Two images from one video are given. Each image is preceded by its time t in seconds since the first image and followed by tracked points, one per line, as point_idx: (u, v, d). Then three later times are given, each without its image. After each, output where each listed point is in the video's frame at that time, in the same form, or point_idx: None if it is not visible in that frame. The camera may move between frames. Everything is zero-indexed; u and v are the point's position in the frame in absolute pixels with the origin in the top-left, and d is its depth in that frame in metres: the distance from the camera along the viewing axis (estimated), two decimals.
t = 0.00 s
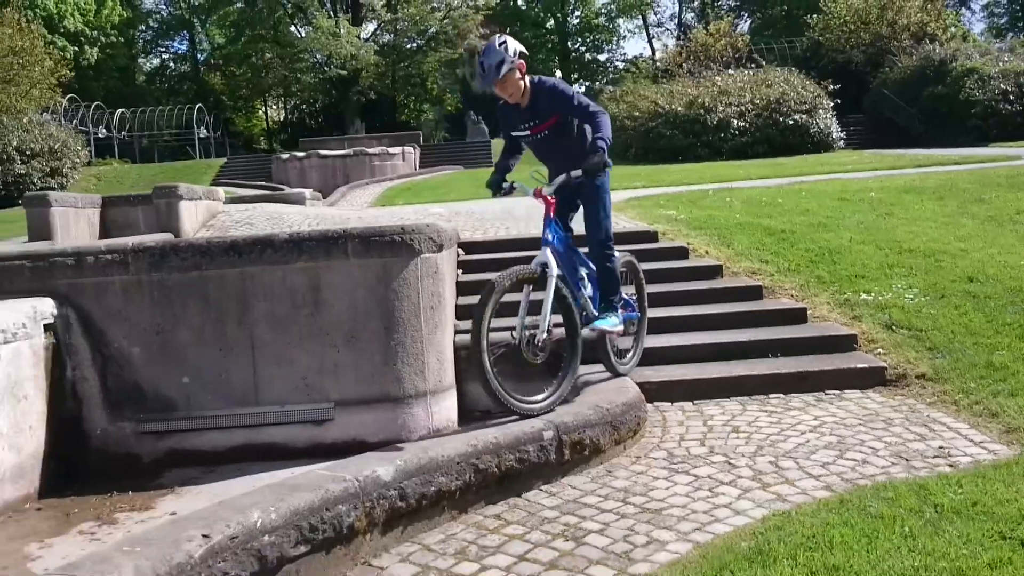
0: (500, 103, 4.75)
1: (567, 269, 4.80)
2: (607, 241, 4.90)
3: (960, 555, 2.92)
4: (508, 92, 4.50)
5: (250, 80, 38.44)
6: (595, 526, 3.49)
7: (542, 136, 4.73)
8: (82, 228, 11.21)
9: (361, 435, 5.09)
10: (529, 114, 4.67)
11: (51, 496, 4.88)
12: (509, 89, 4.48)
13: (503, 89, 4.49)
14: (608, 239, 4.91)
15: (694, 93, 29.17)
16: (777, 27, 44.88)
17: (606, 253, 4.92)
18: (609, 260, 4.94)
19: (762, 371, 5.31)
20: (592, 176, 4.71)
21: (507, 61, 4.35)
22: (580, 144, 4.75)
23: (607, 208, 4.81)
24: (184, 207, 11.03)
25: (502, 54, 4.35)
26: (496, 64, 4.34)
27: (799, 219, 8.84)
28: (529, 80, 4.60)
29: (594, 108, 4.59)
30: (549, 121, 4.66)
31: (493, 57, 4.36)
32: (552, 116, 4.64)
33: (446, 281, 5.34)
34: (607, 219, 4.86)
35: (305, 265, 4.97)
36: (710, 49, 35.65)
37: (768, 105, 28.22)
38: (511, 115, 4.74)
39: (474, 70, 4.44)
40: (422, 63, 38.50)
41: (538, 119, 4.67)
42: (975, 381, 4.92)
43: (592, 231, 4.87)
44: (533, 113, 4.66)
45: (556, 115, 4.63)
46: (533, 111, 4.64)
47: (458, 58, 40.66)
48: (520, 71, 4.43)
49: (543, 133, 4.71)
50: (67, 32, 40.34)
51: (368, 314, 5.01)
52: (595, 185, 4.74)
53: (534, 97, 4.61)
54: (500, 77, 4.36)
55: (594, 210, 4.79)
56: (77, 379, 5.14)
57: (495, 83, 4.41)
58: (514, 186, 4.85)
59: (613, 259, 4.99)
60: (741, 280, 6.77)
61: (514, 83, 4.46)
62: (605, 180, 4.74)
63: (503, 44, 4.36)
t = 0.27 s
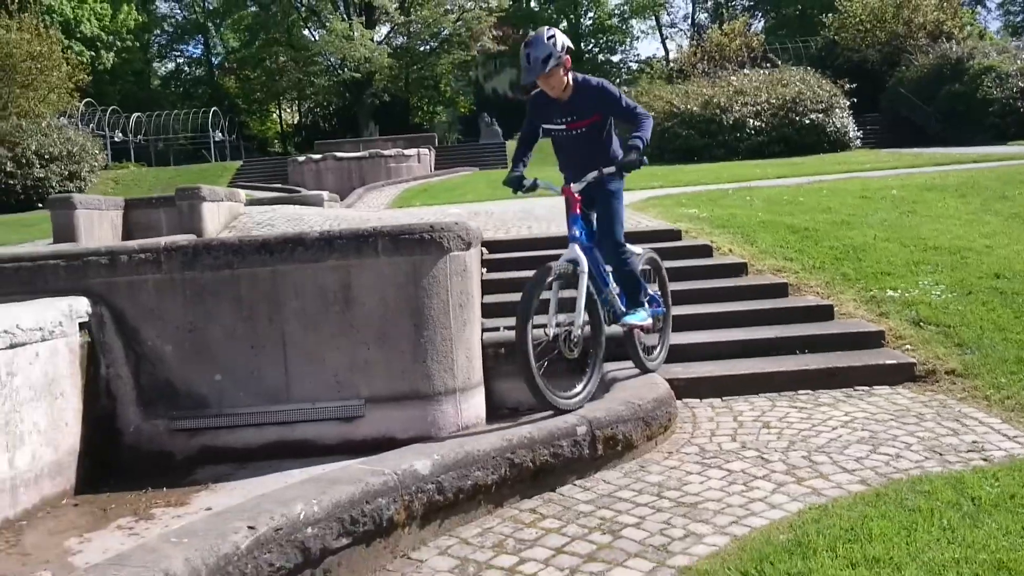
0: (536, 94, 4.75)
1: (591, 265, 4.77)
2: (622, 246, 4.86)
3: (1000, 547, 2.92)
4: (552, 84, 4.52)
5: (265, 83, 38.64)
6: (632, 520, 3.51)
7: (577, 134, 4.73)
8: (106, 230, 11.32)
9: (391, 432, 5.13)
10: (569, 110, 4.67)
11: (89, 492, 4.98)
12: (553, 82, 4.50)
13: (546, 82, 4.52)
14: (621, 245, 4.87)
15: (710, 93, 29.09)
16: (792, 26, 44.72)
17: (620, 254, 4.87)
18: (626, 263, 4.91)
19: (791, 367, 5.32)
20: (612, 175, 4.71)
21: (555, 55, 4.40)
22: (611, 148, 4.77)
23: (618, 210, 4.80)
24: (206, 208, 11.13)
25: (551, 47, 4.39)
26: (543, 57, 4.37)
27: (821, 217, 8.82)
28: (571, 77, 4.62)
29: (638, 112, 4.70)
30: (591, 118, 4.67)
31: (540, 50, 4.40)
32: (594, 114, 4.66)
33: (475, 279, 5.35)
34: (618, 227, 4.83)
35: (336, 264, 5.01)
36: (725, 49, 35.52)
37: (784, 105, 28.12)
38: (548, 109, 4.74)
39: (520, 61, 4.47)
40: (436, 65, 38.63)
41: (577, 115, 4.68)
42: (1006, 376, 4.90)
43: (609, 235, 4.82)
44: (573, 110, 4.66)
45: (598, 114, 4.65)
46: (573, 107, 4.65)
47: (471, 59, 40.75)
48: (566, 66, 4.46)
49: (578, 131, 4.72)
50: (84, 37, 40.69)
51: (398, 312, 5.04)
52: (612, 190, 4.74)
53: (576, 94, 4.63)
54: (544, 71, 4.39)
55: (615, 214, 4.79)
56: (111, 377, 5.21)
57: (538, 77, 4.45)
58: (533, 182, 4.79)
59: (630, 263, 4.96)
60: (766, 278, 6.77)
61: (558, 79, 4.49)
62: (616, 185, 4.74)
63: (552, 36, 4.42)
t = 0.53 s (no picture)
0: (534, 75, 4.79)
1: (591, 262, 4.84)
2: (626, 241, 4.77)
3: (1012, 538, 2.92)
4: (548, 67, 4.55)
5: (278, 84, 38.82)
6: (645, 511, 3.55)
7: (574, 115, 4.76)
8: (122, 229, 11.43)
9: (406, 427, 5.18)
10: (566, 92, 4.70)
11: (109, 486, 5.05)
12: (550, 64, 4.52)
13: (543, 66, 4.55)
14: (628, 240, 4.79)
15: (722, 92, 29.04)
16: (805, 25, 44.53)
17: (626, 253, 4.78)
18: (630, 260, 4.80)
19: (804, 363, 5.33)
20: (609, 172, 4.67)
21: (552, 36, 4.37)
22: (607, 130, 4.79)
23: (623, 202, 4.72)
24: (221, 208, 11.22)
25: (547, 29, 4.36)
26: (540, 38, 4.33)
27: (834, 214, 8.82)
28: (569, 59, 4.65)
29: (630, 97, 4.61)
30: (584, 100, 4.70)
31: (537, 32, 4.35)
32: (587, 95, 4.69)
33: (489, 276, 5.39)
34: (625, 215, 4.74)
35: (352, 260, 5.07)
36: (738, 48, 35.41)
37: (797, 103, 28.03)
38: (544, 92, 4.79)
39: (516, 44, 4.41)
40: (447, 66, 38.78)
41: (572, 97, 4.71)
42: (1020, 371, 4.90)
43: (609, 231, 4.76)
44: (569, 91, 4.70)
45: (592, 96, 4.68)
46: (569, 89, 4.69)
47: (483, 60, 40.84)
48: (564, 46, 4.47)
49: (574, 112, 4.75)
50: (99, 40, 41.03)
51: (414, 308, 5.09)
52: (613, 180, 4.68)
53: (570, 77, 4.66)
54: (541, 53, 4.36)
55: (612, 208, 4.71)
56: (130, 373, 5.28)
57: (536, 59, 4.41)
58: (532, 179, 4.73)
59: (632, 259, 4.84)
60: (779, 274, 6.78)
61: (556, 60, 4.52)
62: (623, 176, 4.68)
63: (547, 17, 4.37)
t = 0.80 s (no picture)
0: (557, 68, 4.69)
1: (602, 259, 4.78)
2: (630, 226, 4.62)
3: None
4: (581, 61, 4.46)
5: (293, 81, 38.90)
6: (661, 507, 3.55)
7: (592, 114, 4.66)
8: (139, 225, 11.52)
9: (420, 422, 5.20)
10: (587, 89, 4.60)
11: (127, 480, 5.10)
12: (581, 60, 4.44)
13: (574, 60, 4.46)
14: (632, 225, 4.64)
15: (738, 88, 28.91)
16: (821, 20, 44.21)
17: (630, 235, 4.64)
18: (637, 245, 4.68)
19: (820, 359, 5.32)
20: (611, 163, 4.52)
21: (586, 32, 4.33)
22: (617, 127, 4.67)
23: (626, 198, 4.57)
24: (237, 204, 11.29)
25: (582, 24, 4.32)
26: (573, 32, 4.31)
27: (852, 210, 8.77)
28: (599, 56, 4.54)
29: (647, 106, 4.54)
30: (606, 101, 4.61)
31: (571, 25, 4.32)
32: (610, 98, 4.60)
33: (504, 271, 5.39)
34: (628, 208, 4.60)
35: (367, 256, 5.09)
36: (753, 43, 35.17)
37: (813, 99, 27.83)
38: (564, 83, 4.64)
39: (548, 36, 4.40)
40: (461, 62, 38.83)
41: (596, 94, 4.61)
42: None
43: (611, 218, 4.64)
44: (592, 89, 4.60)
45: (615, 98, 4.58)
46: (597, 86, 4.58)
47: (496, 56, 40.81)
48: (596, 43, 4.40)
49: (592, 111, 4.64)
50: (115, 37, 41.27)
51: (429, 304, 5.10)
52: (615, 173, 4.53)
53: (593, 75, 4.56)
54: (573, 48, 4.33)
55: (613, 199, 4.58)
56: (147, 368, 5.31)
57: (567, 53, 4.37)
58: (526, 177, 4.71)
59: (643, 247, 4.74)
60: (795, 270, 6.76)
61: (587, 56, 4.44)
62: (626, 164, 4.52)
63: (584, 12, 4.35)
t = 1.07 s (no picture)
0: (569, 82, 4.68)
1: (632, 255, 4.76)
2: (661, 231, 4.63)
3: None
4: (591, 73, 4.44)
5: (309, 76, 38.97)
6: (676, 501, 3.55)
7: (615, 123, 4.68)
8: (157, 219, 11.60)
9: (436, 415, 5.23)
10: (607, 99, 4.62)
11: (145, 472, 5.14)
12: (592, 73, 4.43)
13: (585, 73, 4.46)
14: (661, 228, 4.64)
15: (755, 83, 28.73)
16: (840, 15, 43.85)
17: (663, 244, 4.64)
18: (667, 249, 4.65)
19: (836, 354, 5.29)
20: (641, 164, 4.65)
21: (595, 44, 4.34)
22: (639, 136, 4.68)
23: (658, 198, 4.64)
24: (254, 198, 11.35)
25: (591, 36, 4.33)
26: (584, 45, 4.31)
27: (870, 205, 8.71)
28: (610, 66, 4.56)
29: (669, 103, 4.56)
30: (626, 109, 4.62)
31: (582, 38, 4.33)
32: (630, 104, 4.60)
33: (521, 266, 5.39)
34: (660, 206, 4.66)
35: (383, 249, 5.11)
36: (771, 38, 34.88)
37: (831, 94, 27.61)
38: (585, 96, 4.67)
39: (560, 49, 4.40)
40: (477, 57, 38.85)
41: (615, 104, 4.63)
42: None
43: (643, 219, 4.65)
44: (612, 99, 4.62)
45: (634, 105, 4.59)
46: (612, 96, 4.60)
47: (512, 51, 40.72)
48: (605, 55, 4.42)
49: (614, 120, 4.67)
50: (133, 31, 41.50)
51: (445, 297, 5.12)
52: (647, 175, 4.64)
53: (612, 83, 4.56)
54: (584, 61, 4.34)
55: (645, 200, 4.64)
56: (165, 360, 5.36)
57: (577, 67, 4.38)
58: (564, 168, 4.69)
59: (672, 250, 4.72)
60: (812, 266, 6.72)
61: (597, 68, 4.44)
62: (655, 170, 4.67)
63: (592, 24, 4.37)
